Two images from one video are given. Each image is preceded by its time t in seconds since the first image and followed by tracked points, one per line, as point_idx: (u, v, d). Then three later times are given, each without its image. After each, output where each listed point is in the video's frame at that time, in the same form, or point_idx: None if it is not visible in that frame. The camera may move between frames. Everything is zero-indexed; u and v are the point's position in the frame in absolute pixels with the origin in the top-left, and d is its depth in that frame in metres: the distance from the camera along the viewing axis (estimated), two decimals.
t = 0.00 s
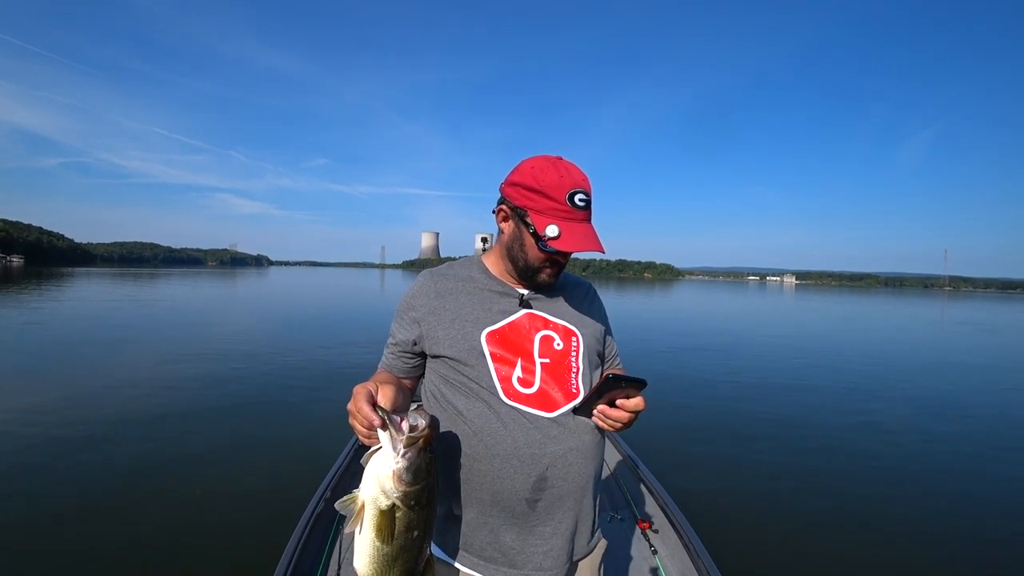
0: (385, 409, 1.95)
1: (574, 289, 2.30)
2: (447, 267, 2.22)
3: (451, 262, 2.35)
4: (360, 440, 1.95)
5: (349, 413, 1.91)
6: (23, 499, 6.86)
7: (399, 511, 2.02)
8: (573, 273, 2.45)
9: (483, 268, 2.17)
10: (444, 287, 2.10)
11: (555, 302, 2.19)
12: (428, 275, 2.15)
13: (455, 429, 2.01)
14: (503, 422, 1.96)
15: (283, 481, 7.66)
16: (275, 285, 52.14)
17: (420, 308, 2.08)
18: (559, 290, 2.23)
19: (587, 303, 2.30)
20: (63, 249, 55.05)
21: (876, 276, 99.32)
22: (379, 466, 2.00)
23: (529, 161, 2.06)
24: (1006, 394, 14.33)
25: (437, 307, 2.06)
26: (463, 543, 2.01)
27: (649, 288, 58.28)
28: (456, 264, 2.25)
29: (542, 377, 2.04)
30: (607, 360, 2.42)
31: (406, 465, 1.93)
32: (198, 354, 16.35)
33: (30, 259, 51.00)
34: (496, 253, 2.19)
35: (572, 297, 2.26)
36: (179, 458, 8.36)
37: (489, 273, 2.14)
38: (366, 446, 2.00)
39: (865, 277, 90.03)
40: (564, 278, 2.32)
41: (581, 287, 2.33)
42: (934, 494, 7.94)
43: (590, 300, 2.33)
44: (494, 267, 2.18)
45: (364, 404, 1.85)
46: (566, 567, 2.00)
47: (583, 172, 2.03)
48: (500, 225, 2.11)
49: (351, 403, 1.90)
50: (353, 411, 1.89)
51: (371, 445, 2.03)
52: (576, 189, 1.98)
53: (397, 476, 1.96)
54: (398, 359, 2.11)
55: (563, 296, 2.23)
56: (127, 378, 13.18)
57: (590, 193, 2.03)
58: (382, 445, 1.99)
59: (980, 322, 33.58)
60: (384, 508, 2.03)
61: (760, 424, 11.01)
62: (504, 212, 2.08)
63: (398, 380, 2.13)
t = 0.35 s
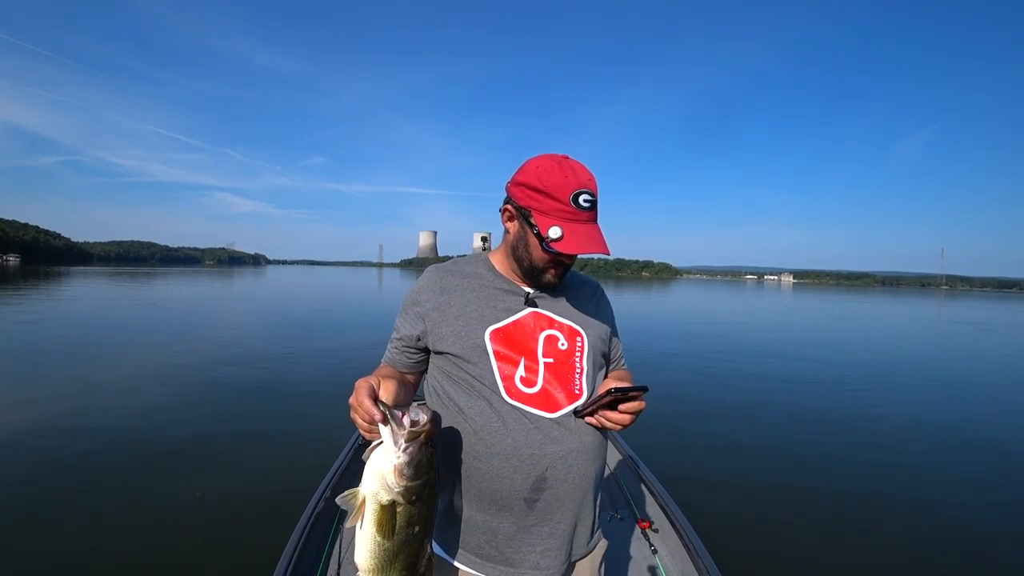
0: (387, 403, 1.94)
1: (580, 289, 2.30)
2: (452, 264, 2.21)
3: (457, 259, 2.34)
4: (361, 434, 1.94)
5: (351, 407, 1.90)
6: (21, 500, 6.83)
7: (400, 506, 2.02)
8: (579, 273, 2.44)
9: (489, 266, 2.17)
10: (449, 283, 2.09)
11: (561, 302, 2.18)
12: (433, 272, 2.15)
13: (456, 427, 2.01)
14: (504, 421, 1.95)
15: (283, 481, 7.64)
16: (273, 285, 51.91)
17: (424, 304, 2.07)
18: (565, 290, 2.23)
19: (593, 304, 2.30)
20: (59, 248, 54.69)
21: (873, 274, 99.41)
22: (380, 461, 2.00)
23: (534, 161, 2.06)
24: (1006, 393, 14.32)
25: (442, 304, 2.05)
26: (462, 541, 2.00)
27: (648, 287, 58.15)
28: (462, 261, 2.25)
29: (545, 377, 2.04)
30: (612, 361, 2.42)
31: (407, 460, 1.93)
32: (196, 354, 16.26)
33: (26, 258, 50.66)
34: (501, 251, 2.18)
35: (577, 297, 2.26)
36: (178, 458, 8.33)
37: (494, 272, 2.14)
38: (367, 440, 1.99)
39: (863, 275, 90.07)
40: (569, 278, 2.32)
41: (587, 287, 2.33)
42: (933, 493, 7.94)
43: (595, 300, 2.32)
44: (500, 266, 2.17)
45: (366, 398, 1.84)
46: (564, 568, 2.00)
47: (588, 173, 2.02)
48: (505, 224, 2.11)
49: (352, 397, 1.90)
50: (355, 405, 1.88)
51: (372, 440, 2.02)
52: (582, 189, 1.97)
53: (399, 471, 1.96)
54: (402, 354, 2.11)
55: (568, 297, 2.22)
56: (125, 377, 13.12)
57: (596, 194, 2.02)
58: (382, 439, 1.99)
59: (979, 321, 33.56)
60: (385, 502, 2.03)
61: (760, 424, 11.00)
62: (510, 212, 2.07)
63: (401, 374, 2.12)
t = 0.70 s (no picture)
0: (386, 400, 1.93)
1: (581, 288, 2.30)
2: (453, 264, 2.22)
3: (458, 258, 2.35)
4: (360, 430, 1.94)
5: (349, 403, 1.89)
6: (21, 501, 6.82)
7: (398, 504, 2.02)
8: (579, 273, 2.45)
9: (489, 265, 2.18)
10: (451, 283, 2.09)
11: (561, 301, 2.19)
12: (434, 271, 2.15)
13: (457, 426, 2.02)
14: (504, 420, 1.96)
15: (283, 481, 7.64)
16: (271, 285, 51.85)
17: (425, 302, 2.07)
18: (565, 290, 2.23)
19: (593, 304, 2.30)
20: (56, 249, 54.58)
21: (872, 274, 99.57)
22: (378, 459, 1.99)
23: (532, 161, 2.07)
24: (1005, 394, 14.34)
25: (443, 303, 2.05)
26: (462, 539, 2.00)
27: (646, 287, 58.16)
28: (463, 260, 2.25)
29: (546, 376, 2.04)
30: (613, 359, 2.43)
31: (406, 457, 1.93)
32: (195, 354, 16.25)
33: (23, 258, 50.49)
34: (501, 252, 2.19)
35: (578, 297, 2.26)
36: (177, 459, 8.32)
37: (495, 271, 2.14)
38: (366, 438, 1.98)
39: (861, 275, 90.23)
40: (570, 278, 2.32)
41: (588, 287, 2.34)
42: (932, 493, 7.96)
43: (596, 300, 2.33)
44: (501, 265, 2.18)
45: (364, 395, 1.84)
46: (564, 567, 2.00)
47: (586, 173, 2.03)
48: (505, 225, 2.13)
49: (351, 393, 1.89)
50: (353, 401, 1.87)
51: (371, 438, 2.02)
52: (579, 190, 1.98)
53: (397, 468, 1.95)
54: (403, 352, 2.11)
55: (568, 296, 2.23)
56: (124, 378, 13.10)
57: (593, 194, 2.02)
58: (382, 437, 1.98)
59: (978, 321, 33.60)
60: (383, 501, 2.02)
61: (760, 424, 11.01)
62: (509, 213, 2.09)
63: (402, 373, 2.13)
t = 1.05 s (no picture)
0: (386, 406, 1.93)
1: (576, 287, 2.32)
2: (450, 266, 2.23)
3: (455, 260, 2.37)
4: (360, 436, 1.94)
5: (349, 409, 1.89)
6: (20, 501, 6.83)
7: (399, 508, 2.02)
8: (575, 272, 2.46)
9: (485, 266, 2.19)
10: (448, 285, 2.10)
11: (557, 301, 2.20)
12: (431, 273, 2.17)
13: (457, 427, 2.03)
14: (504, 420, 1.97)
15: (282, 482, 7.65)
16: (270, 286, 51.80)
17: (422, 305, 2.09)
18: (561, 290, 2.25)
19: (589, 303, 2.32)
20: (54, 249, 54.47)
21: (870, 273, 99.72)
22: (379, 463, 1.99)
23: (526, 163, 2.08)
24: (1005, 393, 14.36)
25: (441, 305, 2.06)
26: (463, 538, 2.01)
27: (645, 287, 58.18)
28: (460, 262, 2.27)
29: (543, 376, 2.05)
30: (610, 357, 2.44)
31: (406, 462, 1.93)
32: (194, 355, 16.25)
33: (20, 258, 50.37)
34: (497, 252, 2.20)
35: (574, 296, 2.28)
36: (176, 460, 8.31)
37: (491, 272, 2.16)
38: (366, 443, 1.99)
39: (860, 275, 90.35)
40: (566, 278, 2.34)
41: (584, 286, 2.35)
42: (931, 493, 7.98)
43: (592, 299, 2.34)
44: (497, 266, 2.19)
45: (364, 401, 1.84)
46: (565, 564, 2.01)
47: (579, 175, 2.04)
48: (500, 227, 2.14)
49: (350, 399, 1.89)
50: (352, 408, 1.87)
51: (371, 442, 2.02)
52: (572, 192, 1.99)
53: (397, 472, 1.96)
54: (402, 356, 2.12)
55: (564, 295, 2.24)
56: (124, 379, 13.11)
57: (587, 196, 2.04)
58: (382, 442, 1.98)
59: (977, 321, 33.65)
60: (384, 505, 2.02)
61: (759, 423, 11.04)
62: (503, 215, 2.10)
63: (401, 376, 2.14)
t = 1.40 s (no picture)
0: (389, 411, 1.93)
1: (574, 287, 2.33)
2: (448, 267, 2.24)
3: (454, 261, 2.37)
4: (364, 440, 1.94)
5: (352, 413, 1.90)
6: (21, 502, 6.82)
7: (403, 511, 2.01)
8: (573, 273, 2.47)
9: (483, 268, 2.20)
10: (447, 287, 2.11)
11: (555, 301, 2.22)
12: (430, 275, 2.17)
13: (458, 428, 2.03)
14: (506, 420, 1.98)
15: (282, 482, 7.66)
16: (268, 286, 51.79)
17: (422, 308, 2.09)
18: (559, 290, 2.26)
19: (587, 303, 2.33)
20: (52, 249, 54.39)
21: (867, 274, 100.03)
22: (383, 467, 2.00)
23: (524, 164, 2.09)
24: (1002, 393, 14.41)
25: (441, 307, 2.07)
26: (466, 538, 2.02)
27: (643, 287, 58.31)
28: (459, 264, 2.28)
29: (544, 375, 2.06)
30: (607, 356, 2.46)
31: (410, 466, 1.93)
32: (192, 355, 16.24)
33: (18, 258, 50.26)
34: (495, 253, 2.21)
35: (572, 297, 2.29)
36: (175, 460, 8.32)
37: (489, 273, 2.17)
38: (370, 447, 1.99)
39: (857, 275, 90.62)
40: (564, 278, 2.35)
41: (581, 286, 2.36)
42: (929, 493, 8.01)
43: (590, 299, 2.36)
44: (494, 267, 2.20)
45: (368, 407, 1.84)
46: (567, 562, 2.03)
47: (577, 176, 2.05)
48: (498, 227, 2.15)
49: (354, 405, 1.89)
50: (356, 413, 1.87)
51: (374, 446, 2.02)
52: (571, 193, 2.00)
53: (401, 476, 1.96)
54: (401, 358, 2.13)
55: (562, 296, 2.26)
56: (123, 379, 13.11)
57: (585, 197, 2.04)
58: (385, 446, 1.98)
59: (973, 321, 33.81)
60: (388, 508, 2.02)
61: (756, 423, 11.07)
62: (501, 216, 2.11)
63: (401, 379, 2.14)
